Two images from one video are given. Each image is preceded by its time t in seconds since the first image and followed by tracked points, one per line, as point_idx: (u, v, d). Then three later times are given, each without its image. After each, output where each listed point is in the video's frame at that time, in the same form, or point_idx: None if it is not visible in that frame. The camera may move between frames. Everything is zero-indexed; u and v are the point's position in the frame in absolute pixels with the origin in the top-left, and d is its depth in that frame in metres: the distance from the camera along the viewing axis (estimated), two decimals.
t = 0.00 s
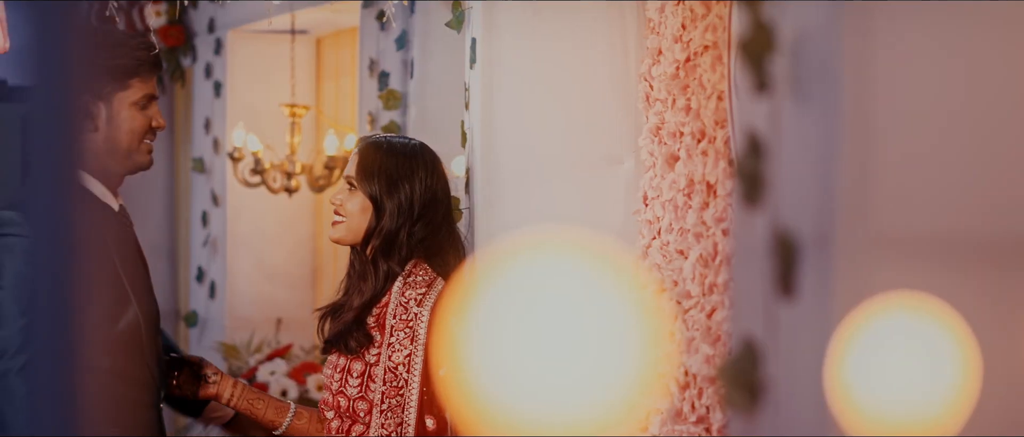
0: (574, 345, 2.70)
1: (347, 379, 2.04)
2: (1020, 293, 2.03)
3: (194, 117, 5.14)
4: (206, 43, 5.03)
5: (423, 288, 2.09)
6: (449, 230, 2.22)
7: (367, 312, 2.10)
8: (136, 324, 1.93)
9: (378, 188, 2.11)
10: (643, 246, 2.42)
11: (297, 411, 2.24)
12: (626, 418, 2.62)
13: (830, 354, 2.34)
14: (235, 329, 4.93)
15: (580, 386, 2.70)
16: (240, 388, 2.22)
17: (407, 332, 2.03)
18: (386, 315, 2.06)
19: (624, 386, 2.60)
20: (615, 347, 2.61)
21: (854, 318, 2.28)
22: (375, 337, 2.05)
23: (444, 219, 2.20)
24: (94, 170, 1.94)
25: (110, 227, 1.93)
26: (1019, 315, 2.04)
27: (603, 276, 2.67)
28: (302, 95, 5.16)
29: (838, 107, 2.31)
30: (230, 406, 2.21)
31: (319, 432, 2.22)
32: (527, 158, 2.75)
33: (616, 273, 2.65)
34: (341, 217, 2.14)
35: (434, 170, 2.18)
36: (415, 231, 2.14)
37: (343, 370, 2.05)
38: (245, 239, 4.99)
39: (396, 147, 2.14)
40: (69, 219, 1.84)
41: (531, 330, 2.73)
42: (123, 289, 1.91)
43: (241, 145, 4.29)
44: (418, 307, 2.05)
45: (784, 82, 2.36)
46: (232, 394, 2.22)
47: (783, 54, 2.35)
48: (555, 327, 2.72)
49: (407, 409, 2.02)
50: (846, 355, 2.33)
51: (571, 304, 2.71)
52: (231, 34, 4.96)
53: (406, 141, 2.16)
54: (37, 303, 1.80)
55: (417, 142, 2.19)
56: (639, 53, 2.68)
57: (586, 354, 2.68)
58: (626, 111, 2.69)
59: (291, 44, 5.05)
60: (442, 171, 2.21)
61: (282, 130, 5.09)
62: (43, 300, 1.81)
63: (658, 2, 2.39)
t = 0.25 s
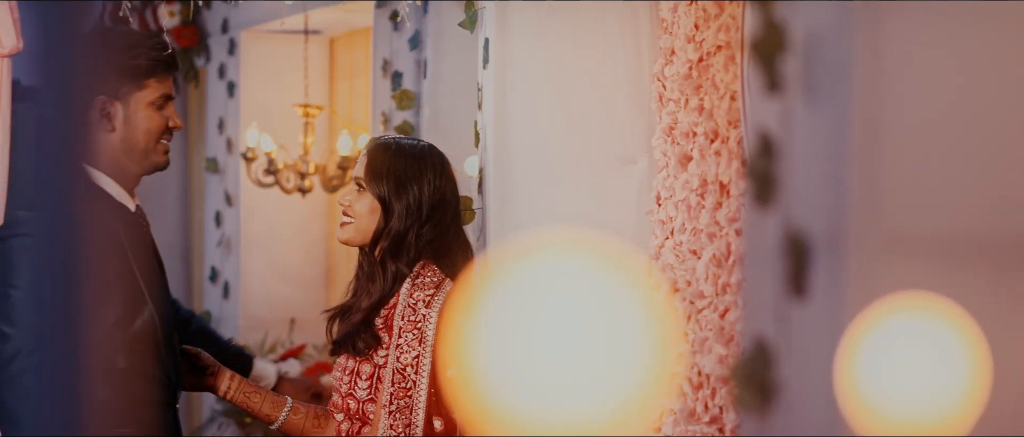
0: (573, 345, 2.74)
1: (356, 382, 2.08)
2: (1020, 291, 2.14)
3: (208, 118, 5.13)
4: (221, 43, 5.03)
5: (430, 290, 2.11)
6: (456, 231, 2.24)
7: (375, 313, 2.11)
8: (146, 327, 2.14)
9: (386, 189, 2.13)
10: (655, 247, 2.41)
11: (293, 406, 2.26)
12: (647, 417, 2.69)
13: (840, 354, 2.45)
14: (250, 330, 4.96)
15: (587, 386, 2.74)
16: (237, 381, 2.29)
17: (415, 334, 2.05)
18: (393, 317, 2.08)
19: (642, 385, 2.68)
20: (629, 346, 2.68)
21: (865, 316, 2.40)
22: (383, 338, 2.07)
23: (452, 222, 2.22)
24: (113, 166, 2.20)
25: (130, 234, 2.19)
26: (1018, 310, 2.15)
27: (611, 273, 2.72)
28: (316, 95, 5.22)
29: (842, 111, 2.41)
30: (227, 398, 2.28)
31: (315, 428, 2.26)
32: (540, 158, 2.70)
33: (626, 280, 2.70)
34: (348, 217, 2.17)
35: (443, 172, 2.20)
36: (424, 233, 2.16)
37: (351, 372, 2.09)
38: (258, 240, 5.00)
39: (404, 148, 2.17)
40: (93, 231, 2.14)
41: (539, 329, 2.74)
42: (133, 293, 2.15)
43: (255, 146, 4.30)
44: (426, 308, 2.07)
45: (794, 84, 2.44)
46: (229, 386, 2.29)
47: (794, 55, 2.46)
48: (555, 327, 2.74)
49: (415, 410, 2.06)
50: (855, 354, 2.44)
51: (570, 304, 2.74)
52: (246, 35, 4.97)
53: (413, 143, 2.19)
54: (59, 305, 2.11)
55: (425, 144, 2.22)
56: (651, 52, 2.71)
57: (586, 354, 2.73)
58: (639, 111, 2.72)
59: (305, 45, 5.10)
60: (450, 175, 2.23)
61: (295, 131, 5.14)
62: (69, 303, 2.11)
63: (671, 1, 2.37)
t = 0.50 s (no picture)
0: (573, 345, 2.75)
1: (369, 384, 2.08)
2: None
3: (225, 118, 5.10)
4: (239, 44, 4.97)
5: (442, 291, 2.08)
6: (469, 231, 2.18)
7: (387, 314, 2.09)
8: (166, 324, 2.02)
9: (398, 190, 2.09)
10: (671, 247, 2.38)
11: (292, 402, 2.27)
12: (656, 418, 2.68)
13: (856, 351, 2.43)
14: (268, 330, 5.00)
15: (592, 387, 2.75)
16: (236, 376, 2.29)
17: (426, 335, 2.03)
18: (404, 318, 2.06)
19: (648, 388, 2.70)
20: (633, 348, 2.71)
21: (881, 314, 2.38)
22: (394, 339, 2.06)
23: (464, 221, 2.17)
24: (133, 165, 2.09)
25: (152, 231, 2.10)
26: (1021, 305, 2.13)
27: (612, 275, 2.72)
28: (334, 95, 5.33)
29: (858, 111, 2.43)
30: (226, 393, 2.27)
31: (315, 424, 2.25)
32: (557, 157, 2.71)
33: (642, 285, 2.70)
34: (361, 218, 2.12)
35: (454, 172, 2.14)
36: (436, 233, 2.11)
37: (364, 374, 2.09)
38: (278, 239, 5.11)
39: (416, 149, 2.12)
40: (115, 221, 2.05)
41: (542, 330, 2.75)
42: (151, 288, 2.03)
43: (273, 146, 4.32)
44: (437, 309, 2.05)
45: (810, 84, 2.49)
46: (229, 381, 2.28)
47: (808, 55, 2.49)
48: (557, 328, 2.75)
49: (427, 411, 2.04)
50: (871, 353, 2.43)
51: (570, 305, 2.75)
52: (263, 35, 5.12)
53: (425, 144, 2.14)
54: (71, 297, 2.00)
55: (437, 145, 2.16)
56: (669, 52, 2.68)
57: (586, 354, 2.74)
58: (655, 111, 2.70)
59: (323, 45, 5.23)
60: (463, 175, 2.17)
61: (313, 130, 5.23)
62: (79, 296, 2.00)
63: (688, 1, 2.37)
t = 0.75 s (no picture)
0: (573, 345, 2.74)
1: (378, 384, 2.12)
2: None
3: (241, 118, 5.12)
4: (256, 43, 4.99)
5: (450, 290, 2.08)
6: (479, 230, 2.17)
7: (396, 313, 2.12)
8: (185, 320, 2.12)
9: (407, 188, 2.09)
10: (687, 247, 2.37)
11: (295, 399, 2.30)
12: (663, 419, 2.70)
13: (867, 353, 2.56)
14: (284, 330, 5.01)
15: (593, 387, 2.75)
16: (237, 372, 2.32)
17: (434, 334, 2.03)
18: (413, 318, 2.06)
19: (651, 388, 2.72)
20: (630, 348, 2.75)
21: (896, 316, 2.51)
22: (401, 338, 2.09)
23: (474, 220, 2.16)
24: (154, 163, 2.19)
25: (173, 229, 2.18)
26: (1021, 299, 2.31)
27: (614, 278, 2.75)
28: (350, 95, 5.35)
29: (871, 110, 2.53)
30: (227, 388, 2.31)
31: (318, 420, 2.28)
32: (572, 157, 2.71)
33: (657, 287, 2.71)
34: (369, 218, 2.13)
35: (465, 172, 2.14)
36: (445, 232, 2.11)
37: (373, 374, 2.13)
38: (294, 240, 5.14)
39: (424, 148, 2.11)
40: (139, 222, 2.14)
41: (546, 332, 2.73)
42: (171, 287, 2.13)
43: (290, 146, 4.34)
44: (445, 309, 2.05)
45: (823, 84, 2.55)
46: (230, 377, 2.31)
47: (823, 55, 2.55)
48: (558, 328, 2.74)
49: (435, 411, 2.03)
50: (883, 351, 2.55)
51: (569, 304, 2.75)
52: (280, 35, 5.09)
53: (436, 143, 2.13)
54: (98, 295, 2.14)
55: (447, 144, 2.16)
56: (684, 51, 2.70)
57: (586, 354, 2.75)
58: (670, 111, 2.72)
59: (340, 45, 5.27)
60: (473, 174, 2.17)
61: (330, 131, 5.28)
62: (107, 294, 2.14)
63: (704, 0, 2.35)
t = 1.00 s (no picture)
0: (573, 346, 2.75)
1: (385, 384, 2.09)
2: None
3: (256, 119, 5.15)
4: (270, 44, 5.02)
5: (457, 290, 2.07)
6: (486, 230, 2.19)
7: (404, 312, 2.11)
8: (201, 322, 2.10)
9: (415, 188, 2.10)
10: (700, 248, 2.36)
11: (299, 397, 2.29)
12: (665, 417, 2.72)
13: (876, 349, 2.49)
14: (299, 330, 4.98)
15: (594, 387, 2.75)
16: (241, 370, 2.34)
17: (441, 334, 2.03)
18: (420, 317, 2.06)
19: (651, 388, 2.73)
20: (630, 348, 2.75)
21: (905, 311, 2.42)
22: (408, 337, 2.08)
23: (482, 221, 2.17)
24: (172, 164, 2.16)
25: (193, 228, 2.17)
26: None
27: (613, 280, 2.76)
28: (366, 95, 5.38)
29: (885, 112, 2.46)
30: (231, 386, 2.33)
31: (321, 418, 2.29)
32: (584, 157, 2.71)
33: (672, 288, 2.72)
34: (378, 217, 2.14)
35: (472, 171, 2.16)
36: (453, 232, 2.12)
37: (381, 375, 2.11)
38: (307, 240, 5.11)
39: (433, 147, 2.13)
40: (155, 220, 2.13)
41: (547, 333, 2.72)
42: (188, 287, 2.12)
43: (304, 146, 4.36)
44: (452, 308, 2.04)
45: (835, 84, 2.51)
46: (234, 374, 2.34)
47: (835, 55, 2.51)
48: (560, 328, 2.74)
49: (442, 410, 2.03)
50: (893, 349, 2.47)
51: (570, 305, 2.74)
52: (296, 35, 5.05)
53: (443, 142, 2.15)
54: (119, 294, 2.08)
55: (455, 143, 2.17)
56: (700, 51, 2.69)
57: (585, 354, 2.75)
58: (685, 111, 2.72)
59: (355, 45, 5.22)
60: (481, 174, 2.19)
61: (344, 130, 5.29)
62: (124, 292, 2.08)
63: None
